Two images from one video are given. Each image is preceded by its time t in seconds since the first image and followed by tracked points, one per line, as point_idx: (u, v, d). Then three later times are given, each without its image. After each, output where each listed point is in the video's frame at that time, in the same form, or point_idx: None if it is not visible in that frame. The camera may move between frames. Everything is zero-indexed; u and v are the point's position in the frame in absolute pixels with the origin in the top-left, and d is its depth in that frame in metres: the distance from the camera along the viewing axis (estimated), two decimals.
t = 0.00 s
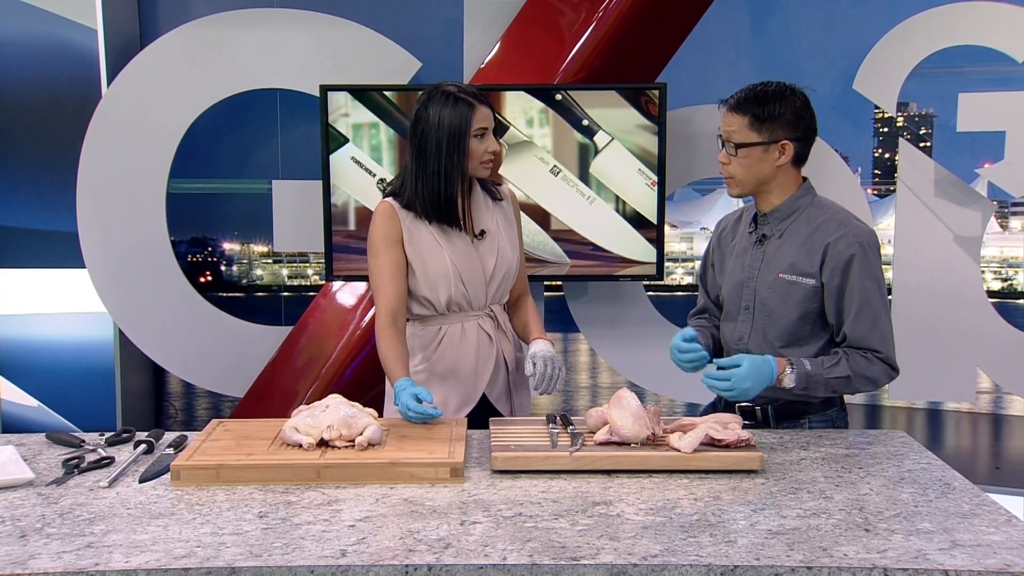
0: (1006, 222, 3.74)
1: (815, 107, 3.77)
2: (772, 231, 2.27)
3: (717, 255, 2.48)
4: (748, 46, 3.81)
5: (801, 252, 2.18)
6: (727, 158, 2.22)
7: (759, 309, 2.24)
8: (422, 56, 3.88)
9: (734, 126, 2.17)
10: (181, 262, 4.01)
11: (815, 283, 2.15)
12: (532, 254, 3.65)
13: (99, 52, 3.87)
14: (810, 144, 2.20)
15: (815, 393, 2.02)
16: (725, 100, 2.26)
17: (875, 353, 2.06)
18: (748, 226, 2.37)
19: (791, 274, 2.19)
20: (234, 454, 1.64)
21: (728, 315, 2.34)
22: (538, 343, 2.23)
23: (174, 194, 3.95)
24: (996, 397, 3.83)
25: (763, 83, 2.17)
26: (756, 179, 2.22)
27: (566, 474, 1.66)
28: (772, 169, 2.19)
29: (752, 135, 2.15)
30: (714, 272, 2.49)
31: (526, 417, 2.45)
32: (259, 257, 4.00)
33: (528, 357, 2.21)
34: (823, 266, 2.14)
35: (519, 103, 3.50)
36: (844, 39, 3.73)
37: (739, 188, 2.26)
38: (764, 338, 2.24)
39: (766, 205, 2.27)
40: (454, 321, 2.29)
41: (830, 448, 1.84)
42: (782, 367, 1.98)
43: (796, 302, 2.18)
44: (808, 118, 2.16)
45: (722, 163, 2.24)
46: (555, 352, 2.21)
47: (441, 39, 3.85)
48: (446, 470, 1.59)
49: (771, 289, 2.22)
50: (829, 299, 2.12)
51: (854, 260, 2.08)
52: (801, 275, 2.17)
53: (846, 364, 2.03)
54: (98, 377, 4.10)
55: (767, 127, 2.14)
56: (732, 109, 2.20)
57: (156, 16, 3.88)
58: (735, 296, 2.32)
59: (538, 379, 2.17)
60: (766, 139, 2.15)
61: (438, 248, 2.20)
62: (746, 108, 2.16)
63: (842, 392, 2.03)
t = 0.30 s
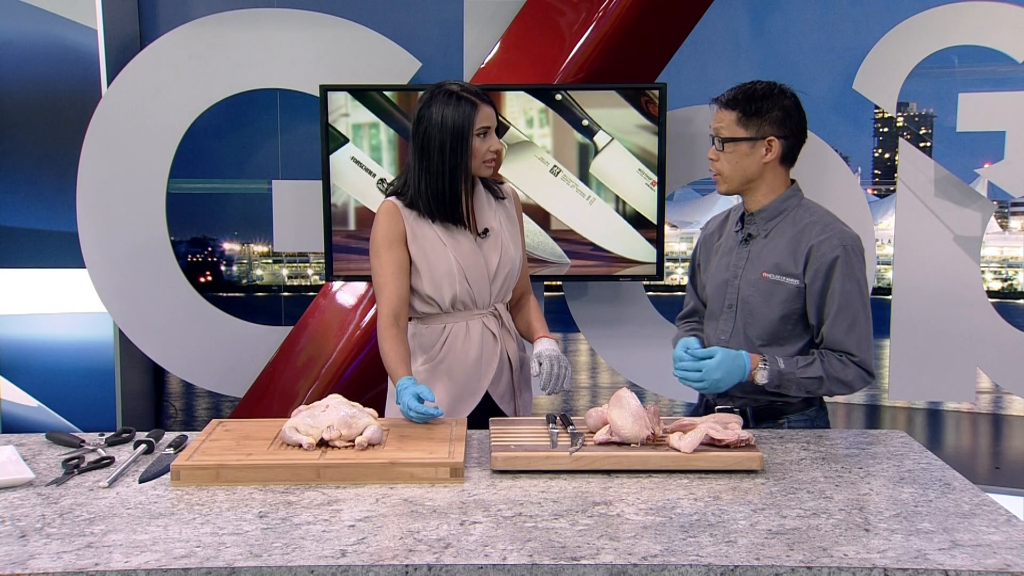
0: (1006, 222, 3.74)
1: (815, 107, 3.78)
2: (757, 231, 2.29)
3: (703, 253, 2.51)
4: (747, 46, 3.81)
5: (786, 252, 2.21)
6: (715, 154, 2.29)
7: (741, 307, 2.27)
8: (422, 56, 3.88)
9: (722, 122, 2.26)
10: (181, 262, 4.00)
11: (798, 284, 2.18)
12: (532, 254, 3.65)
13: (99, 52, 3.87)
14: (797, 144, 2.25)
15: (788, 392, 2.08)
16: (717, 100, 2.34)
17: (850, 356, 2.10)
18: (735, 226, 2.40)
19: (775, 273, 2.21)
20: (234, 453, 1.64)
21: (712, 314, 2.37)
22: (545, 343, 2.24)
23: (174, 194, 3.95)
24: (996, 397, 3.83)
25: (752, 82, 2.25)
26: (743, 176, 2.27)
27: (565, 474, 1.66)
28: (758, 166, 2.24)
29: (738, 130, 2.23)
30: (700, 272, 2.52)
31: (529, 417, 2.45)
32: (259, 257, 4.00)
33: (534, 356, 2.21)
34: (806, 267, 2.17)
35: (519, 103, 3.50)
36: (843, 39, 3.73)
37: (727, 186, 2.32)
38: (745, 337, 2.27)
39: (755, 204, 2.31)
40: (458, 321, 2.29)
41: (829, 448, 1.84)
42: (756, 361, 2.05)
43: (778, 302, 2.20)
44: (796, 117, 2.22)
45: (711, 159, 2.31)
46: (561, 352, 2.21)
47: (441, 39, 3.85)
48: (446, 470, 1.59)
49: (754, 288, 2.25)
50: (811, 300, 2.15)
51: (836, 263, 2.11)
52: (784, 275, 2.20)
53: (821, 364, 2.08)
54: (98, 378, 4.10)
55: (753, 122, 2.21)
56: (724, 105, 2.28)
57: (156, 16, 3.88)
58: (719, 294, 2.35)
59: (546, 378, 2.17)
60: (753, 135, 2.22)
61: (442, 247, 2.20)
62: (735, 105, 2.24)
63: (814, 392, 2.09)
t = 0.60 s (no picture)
0: (1006, 222, 3.73)
1: (815, 108, 3.78)
2: (733, 229, 2.29)
3: (678, 252, 2.50)
4: (747, 46, 3.80)
5: (760, 249, 2.21)
6: (692, 151, 2.28)
7: (716, 304, 2.27)
8: (422, 56, 3.88)
9: (699, 120, 2.25)
10: (181, 262, 3.99)
11: (772, 280, 2.18)
12: (532, 254, 3.65)
13: (99, 52, 3.87)
14: (772, 144, 2.24)
15: (764, 386, 2.09)
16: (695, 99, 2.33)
17: (824, 352, 2.11)
18: (709, 225, 2.40)
19: (750, 270, 2.22)
20: (234, 454, 1.64)
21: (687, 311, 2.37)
22: (543, 343, 2.23)
23: (174, 194, 3.94)
24: (996, 397, 3.83)
25: (730, 82, 2.25)
26: (718, 174, 2.26)
27: (566, 474, 1.66)
28: (733, 164, 2.24)
29: (714, 129, 2.22)
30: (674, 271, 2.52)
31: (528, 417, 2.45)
32: (259, 257, 3.99)
33: (534, 357, 2.21)
34: (781, 264, 2.17)
35: (519, 103, 3.50)
36: (843, 40, 3.73)
37: (702, 183, 2.31)
38: (719, 333, 2.26)
39: (730, 201, 2.31)
40: (458, 320, 2.29)
41: (829, 448, 1.84)
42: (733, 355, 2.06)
43: (752, 299, 2.20)
44: (772, 117, 2.22)
45: (688, 157, 2.30)
46: (561, 352, 2.21)
47: (441, 39, 3.85)
48: (446, 470, 1.59)
49: (729, 285, 2.24)
50: (785, 297, 2.15)
51: (811, 260, 2.12)
52: (759, 271, 2.20)
53: (796, 359, 2.09)
54: (98, 378, 4.10)
55: (729, 121, 2.20)
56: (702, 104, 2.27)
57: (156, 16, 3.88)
58: (693, 291, 2.34)
59: (545, 379, 2.17)
60: (729, 133, 2.21)
61: (441, 246, 2.20)
62: (712, 103, 2.23)
63: (790, 387, 2.10)
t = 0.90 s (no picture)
0: (1006, 222, 3.71)
1: (815, 108, 3.77)
2: (720, 228, 2.28)
3: (666, 252, 2.50)
4: (747, 46, 3.79)
5: (748, 248, 2.21)
6: (679, 154, 2.25)
7: (705, 303, 2.27)
8: (422, 56, 3.87)
9: (686, 124, 2.21)
10: (181, 262, 3.97)
11: (760, 279, 2.18)
12: (532, 254, 3.65)
13: (99, 52, 3.87)
14: (758, 146, 2.23)
15: (755, 382, 2.08)
16: (679, 99, 2.29)
17: (814, 349, 2.10)
18: (697, 225, 2.39)
19: (738, 269, 2.22)
20: (234, 453, 1.64)
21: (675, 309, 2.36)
22: (538, 343, 2.23)
23: (173, 193, 3.93)
24: (995, 397, 3.83)
25: (714, 84, 2.21)
26: (705, 176, 2.24)
27: (566, 474, 1.66)
28: (721, 166, 2.22)
29: (701, 132, 2.19)
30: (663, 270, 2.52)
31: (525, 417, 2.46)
32: (259, 257, 3.99)
33: (529, 358, 2.21)
34: (769, 263, 2.17)
35: (519, 103, 3.50)
36: (843, 39, 3.72)
37: (689, 185, 2.28)
38: (708, 332, 2.26)
39: (717, 202, 2.30)
40: (454, 321, 2.29)
41: (829, 448, 1.84)
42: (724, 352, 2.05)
43: (741, 297, 2.20)
44: (758, 118, 2.19)
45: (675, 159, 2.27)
46: (556, 354, 2.21)
47: (441, 39, 3.85)
48: (446, 470, 1.59)
49: (718, 284, 2.24)
50: (773, 296, 2.15)
51: (798, 259, 2.12)
52: (747, 270, 2.20)
53: (786, 355, 2.08)
54: (98, 378, 4.10)
55: (716, 124, 2.17)
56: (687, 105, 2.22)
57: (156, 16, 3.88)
58: (682, 290, 2.34)
59: (540, 382, 2.18)
60: (715, 136, 2.18)
61: (437, 247, 2.20)
62: (699, 107, 2.19)
63: (781, 382, 2.09)
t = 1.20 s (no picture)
0: (1006, 222, 3.71)
1: (815, 108, 3.77)
2: (719, 227, 2.28)
3: (665, 251, 2.50)
4: (747, 45, 3.79)
5: (747, 246, 2.21)
6: (676, 153, 2.24)
7: (705, 302, 2.26)
8: (422, 56, 3.87)
9: (682, 123, 2.20)
10: (181, 262, 3.97)
11: (760, 277, 2.18)
12: (532, 254, 3.65)
13: (99, 52, 3.87)
14: (755, 143, 2.22)
15: (766, 383, 2.06)
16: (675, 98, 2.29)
17: (822, 344, 2.10)
18: (696, 224, 2.39)
19: (738, 267, 2.22)
20: (234, 453, 1.64)
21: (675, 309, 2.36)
22: (535, 343, 2.23)
23: (173, 193, 3.93)
24: (996, 397, 3.83)
25: (710, 82, 2.21)
26: (703, 174, 2.24)
27: (566, 474, 1.66)
28: (719, 164, 2.21)
29: (698, 131, 2.18)
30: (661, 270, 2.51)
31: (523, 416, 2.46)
32: (259, 257, 3.98)
33: (526, 358, 2.21)
34: (769, 261, 2.17)
35: (519, 103, 3.50)
36: (843, 40, 3.72)
37: (686, 183, 2.28)
38: (709, 331, 2.26)
39: (714, 200, 2.30)
40: (451, 320, 2.29)
41: (829, 448, 1.84)
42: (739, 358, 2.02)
43: (742, 295, 2.20)
44: (755, 116, 2.19)
45: (671, 158, 2.26)
46: (553, 354, 2.21)
47: (441, 39, 3.84)
48: (446, 470, 1.59)
49: (719, 282, 2.24)
50: (774, 293, 2.15)
51: (798, 256, 2.12)
52: (747, 268, 2.20)
53: (796, 354, 2.07)
54: (98, 378, 4.10)
55: (713, 122, 2.17)
56: (684, 104, 2.22)
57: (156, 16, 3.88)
58: (682, 290, 2.33)
59: (537, 381, 2.18)
60: (713, 134, 2.17)
61: (435, 247, 2.20)
62: (694, 105, 2.19)
63: (791, 381, 2.08)
